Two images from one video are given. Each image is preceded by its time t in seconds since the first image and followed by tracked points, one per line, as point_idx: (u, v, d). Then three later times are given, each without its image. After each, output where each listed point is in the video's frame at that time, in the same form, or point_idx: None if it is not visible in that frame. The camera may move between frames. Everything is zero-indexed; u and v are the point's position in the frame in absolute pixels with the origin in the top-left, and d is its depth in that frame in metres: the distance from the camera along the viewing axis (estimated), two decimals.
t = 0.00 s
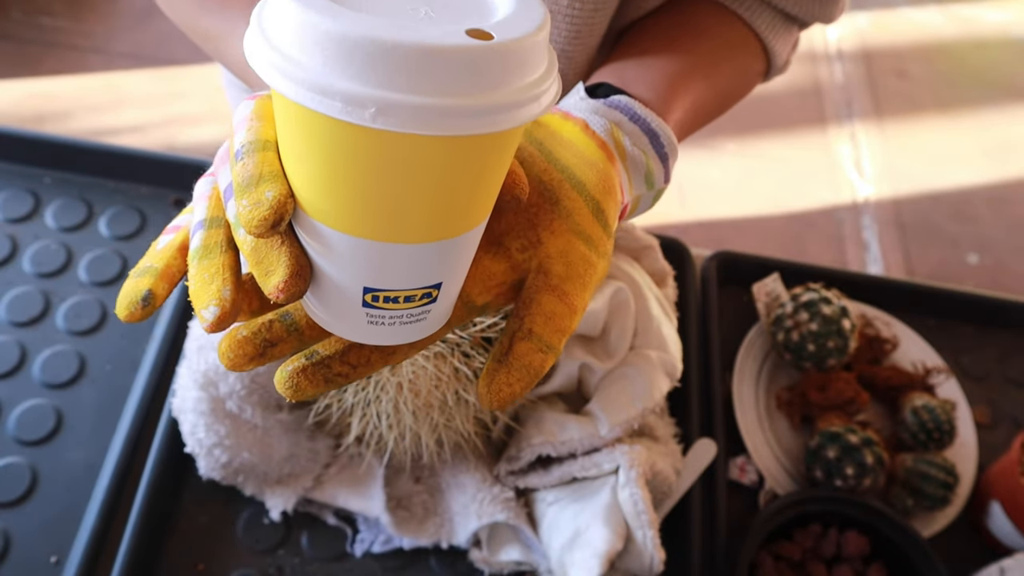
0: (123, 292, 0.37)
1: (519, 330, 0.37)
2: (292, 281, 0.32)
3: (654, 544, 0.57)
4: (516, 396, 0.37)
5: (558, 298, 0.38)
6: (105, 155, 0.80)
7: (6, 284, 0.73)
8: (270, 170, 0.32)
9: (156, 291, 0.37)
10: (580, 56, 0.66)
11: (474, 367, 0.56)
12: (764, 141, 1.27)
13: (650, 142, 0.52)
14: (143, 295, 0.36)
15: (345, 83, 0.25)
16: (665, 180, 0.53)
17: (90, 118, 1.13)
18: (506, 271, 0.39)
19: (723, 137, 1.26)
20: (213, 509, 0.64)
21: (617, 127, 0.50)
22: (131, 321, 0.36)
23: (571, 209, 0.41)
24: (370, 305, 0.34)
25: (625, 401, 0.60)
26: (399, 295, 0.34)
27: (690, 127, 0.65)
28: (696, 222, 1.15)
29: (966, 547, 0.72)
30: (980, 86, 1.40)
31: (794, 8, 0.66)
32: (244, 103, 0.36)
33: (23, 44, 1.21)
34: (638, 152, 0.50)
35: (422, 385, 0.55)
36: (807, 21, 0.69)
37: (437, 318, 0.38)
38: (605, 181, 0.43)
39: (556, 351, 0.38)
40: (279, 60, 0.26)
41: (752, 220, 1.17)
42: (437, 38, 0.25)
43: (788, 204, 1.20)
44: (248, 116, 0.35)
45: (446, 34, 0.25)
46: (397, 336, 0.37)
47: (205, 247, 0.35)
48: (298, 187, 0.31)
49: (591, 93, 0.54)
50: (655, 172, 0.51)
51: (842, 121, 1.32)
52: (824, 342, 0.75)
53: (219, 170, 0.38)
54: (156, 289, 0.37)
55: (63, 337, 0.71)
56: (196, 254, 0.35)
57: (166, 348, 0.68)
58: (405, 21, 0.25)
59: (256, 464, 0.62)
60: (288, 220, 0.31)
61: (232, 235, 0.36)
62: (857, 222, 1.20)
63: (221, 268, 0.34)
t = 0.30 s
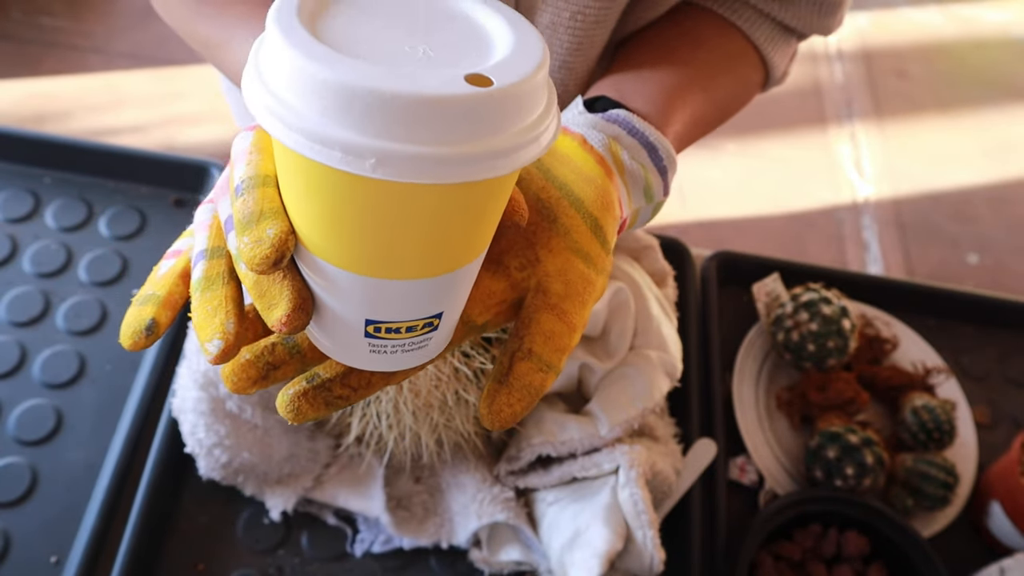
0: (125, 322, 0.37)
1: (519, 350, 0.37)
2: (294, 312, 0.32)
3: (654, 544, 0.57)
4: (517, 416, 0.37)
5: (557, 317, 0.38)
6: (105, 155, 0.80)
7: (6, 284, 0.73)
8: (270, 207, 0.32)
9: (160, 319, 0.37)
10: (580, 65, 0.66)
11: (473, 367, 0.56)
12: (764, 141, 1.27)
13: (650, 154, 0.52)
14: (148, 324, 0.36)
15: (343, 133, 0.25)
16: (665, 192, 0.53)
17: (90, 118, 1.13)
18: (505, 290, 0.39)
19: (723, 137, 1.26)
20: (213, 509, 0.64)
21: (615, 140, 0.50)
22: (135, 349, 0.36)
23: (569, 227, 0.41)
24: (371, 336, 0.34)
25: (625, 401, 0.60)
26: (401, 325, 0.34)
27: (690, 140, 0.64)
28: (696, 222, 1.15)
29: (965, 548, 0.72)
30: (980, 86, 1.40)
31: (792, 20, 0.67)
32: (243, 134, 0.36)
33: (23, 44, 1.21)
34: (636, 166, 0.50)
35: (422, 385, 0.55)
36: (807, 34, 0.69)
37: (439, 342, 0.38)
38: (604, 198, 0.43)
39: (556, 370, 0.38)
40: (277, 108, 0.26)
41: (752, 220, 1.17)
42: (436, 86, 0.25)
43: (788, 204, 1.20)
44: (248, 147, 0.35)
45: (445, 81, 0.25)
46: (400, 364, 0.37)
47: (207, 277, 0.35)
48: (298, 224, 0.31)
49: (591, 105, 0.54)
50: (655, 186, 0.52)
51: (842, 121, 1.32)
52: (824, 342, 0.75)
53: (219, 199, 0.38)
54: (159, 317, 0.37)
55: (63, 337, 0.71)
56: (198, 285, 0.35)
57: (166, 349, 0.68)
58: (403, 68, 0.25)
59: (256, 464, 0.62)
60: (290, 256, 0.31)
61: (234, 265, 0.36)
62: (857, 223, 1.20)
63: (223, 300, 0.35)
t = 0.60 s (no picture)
0: (89, 318, 0.37)
1: (520, 350, 0.37)
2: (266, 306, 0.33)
3: (654, 544, 0.57)
4: (521, 420, 0.37)
5: (559, 313, 0.38)
6: (104, 155, 0.80)
7: (6, 284, 0.73)
8: (237, 189, 0.32)
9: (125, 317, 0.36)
10: (586, 58, 0.66)
11: (473, 367, 0.56)
12: (764, 141, 1.27)
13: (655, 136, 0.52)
14: (111, 322, 0.36)
15: (308, 96, 0.25)
16: (672, 179, 0.53)
17: (90, 118, 1.13)
18: (503, 286, 0.39)
19: (723, 137, 1.26)
20: (213, 509, 0.64)
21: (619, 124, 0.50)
22: (96, 350, 0.36)
23: (569, 215, 0.40)
24: (352, 330, 0.34)
25: (625, 401, 0.60)
26: (384, 319, 0.34)
27: (692, 141, 0.65)
28: (696, 222, 1.15)
29: (966, 548, 0.72)
30: (980, 86, 1.40)
31: (795, 21, 0.67)
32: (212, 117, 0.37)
33: (24, 44, 1.21)
34: (640, 150, 0.50)
35: (422, 385, 0.55)
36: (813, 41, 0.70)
37: (429, 341, 0.38)
38: (605, 184, 0.43)
39: (561, 370, 0.37)
40: (241, 74, 0.26)
41: (752, 220, 1.17)
42: (405, 40, 0.24)
43: (787, 204, 1.20)
44: (215, 130, 0.35)
45: (414, 35, 0.25)
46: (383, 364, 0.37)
47: (174, 271, 0.35)
48: (273, 211, 0.31)
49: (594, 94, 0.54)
50: (660, 170, 0.52)
51: (842, 121, 1.32)
52: (824, 342, 0.75)
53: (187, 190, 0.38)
54: (125, 315, 0.37)
55: (63, 337, 0.71)
56: (165, 279, 0.35)
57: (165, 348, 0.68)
58: (371, 24, 0.25)
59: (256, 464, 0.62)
60: (261, 241, 0.31)
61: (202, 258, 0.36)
62: (857, 223, 1.20)
63: (191, 294, 0.35)
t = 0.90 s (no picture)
0: (89, 312, 0.37)
1: (519, 376, 0.39)
2: (265, 301, 0.33)
3: (654, 544, 0.57)
4: (522, 440, 0.40)
5: (556, 338, 0.39)
6: (104, 155, 0.80)
7: (6, 284, 0.73)
8: (236, 184, 0.32)
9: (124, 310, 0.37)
10: (590, 53, 0.65)
11: (474, 368, 0.56)
12: (764, 141, 1.27)
13: (645, 148, 0.51)
14: (110, 315, 0.36)
15: (306, 92, 0.25)
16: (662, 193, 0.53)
17: (90, 118, 1.13)
18: (500, 313, 0.40)
19: (722, 137, 1.26)
20: (213, 509, 0.64)
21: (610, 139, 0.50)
22: (96, 341, 0.36)
23: (564, 241, 0.40)
24: (350, 326, 0.34)
25: (625, 401, 0.60)
26: (381, 314, 0.34)
27: (688, 143, 0.65)
28: (696, 221, 1.15)
29: (966, 548, 0.72)
30: (980, 86, 1.40)
31: (794, 22, 0.67)
32: (213, 110, 0.36)
33: (24, 44, 1.21)
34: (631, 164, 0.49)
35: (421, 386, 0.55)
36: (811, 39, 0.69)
37: (427, 337, 0.37)
38: (598, 204, 0.43)
39: (557, 392, 0.40)
40: (240, 69, 0.26)
41: (752, 220, 1.17)
42: (402, 37, 0.24)
43: (788, 204, 1.20)
44: (216, 124, 0.35)
45: (412, 31, 0.25)
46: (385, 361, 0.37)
47: (173, 264, 0.36)
48: (270, 204, 0.31)
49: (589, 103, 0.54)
50: (650, 184, 0.51)
51: (842, 121, 1.32)
52: (824, 342, 0.75)
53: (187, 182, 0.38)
54: (123, 307, 0.37)
55: (63, 337, 0.71)
56: (163, 272, 0.35)
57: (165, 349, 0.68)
58: (369, 19, 0.25)
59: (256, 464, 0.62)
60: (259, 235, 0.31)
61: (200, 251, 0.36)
62: (857, 223, 1.20)
63: (189, 288, 0.35)
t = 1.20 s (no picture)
0: (101, 313, 0.37)
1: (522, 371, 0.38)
2: (279, 303, 0.33)
3: (654, 544, 0.57)
4: (529, 435, 0.39)
5: (560, 333, 0.39)
6: (104, 155, 0.80)
7: (6, 284, 0.73)
8: (249, 187, 0.32)
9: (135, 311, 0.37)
10: (593, 49, 0.65)
11: (473, 368, 0.56)
12: (764, 141, 1.27)
13: (647, 144, 0.52)
14: (122, 317, 0.36)
15: (320, 100, 0.25)
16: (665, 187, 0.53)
17: (89, 118, 1.13)
18: (503, 308, 0.39)
19: (722, 137, 1.26)
20: (213, 508, 0.64)
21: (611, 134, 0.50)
22: (107, 344, 0.36)
23: (565, 235, 0.40)
24: (362, 327, 0.34)
25: (625, 401, 0.60)
26: (394, 315, 0.34)
27: (689, 141, 0.65)
28: (696, 221, 1.15)
29: (965, 548, 0.72)
30: (980, 86, 1.40)
31: (794, 20, 0.67)
32: (223, 112, 0.36)
33: (24, 44, 1.21)
34: (632, 159, 0.50)
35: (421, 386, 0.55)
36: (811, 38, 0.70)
37: (438, 336, 0.37)
38: (599, 198, 0.43)
39: (563, 386, 0.39)
40: (253, 76, 0.26)
41: (752, 220, 1.17)
42: (418, 43, 0.24)
43: (788, 204, 1.20)
44: (226, 127, 0.35)
45: (428, 38, 0.25)
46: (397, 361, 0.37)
47: (185, 266, 0.35)
48: (282, 206, 0.31)
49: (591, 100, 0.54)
50: (652, 179, 0.51)
51: (842, 121, 1.32)
52: (824, 342, 0.75)
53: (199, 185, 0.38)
54: (135, 309, 0.37)
55: (63, 337, 0.71)
56: (176, 274, 0.35)
57: (165, 349, 0.68)
58: (384, 26, 0.25)
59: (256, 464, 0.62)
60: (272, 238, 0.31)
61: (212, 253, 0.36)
62: (857, 223, 1.20)
63: (202, 290, 0.35)
